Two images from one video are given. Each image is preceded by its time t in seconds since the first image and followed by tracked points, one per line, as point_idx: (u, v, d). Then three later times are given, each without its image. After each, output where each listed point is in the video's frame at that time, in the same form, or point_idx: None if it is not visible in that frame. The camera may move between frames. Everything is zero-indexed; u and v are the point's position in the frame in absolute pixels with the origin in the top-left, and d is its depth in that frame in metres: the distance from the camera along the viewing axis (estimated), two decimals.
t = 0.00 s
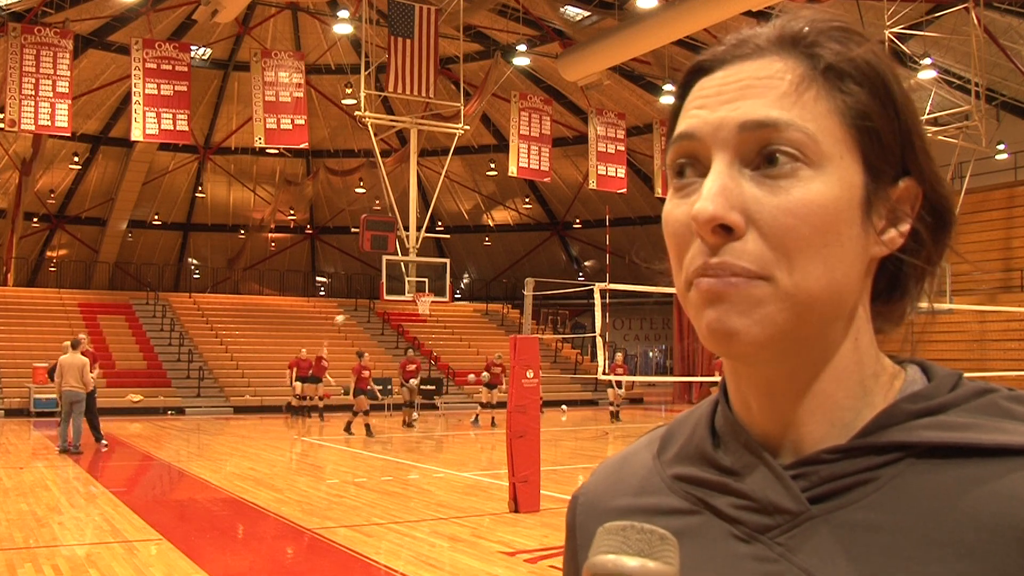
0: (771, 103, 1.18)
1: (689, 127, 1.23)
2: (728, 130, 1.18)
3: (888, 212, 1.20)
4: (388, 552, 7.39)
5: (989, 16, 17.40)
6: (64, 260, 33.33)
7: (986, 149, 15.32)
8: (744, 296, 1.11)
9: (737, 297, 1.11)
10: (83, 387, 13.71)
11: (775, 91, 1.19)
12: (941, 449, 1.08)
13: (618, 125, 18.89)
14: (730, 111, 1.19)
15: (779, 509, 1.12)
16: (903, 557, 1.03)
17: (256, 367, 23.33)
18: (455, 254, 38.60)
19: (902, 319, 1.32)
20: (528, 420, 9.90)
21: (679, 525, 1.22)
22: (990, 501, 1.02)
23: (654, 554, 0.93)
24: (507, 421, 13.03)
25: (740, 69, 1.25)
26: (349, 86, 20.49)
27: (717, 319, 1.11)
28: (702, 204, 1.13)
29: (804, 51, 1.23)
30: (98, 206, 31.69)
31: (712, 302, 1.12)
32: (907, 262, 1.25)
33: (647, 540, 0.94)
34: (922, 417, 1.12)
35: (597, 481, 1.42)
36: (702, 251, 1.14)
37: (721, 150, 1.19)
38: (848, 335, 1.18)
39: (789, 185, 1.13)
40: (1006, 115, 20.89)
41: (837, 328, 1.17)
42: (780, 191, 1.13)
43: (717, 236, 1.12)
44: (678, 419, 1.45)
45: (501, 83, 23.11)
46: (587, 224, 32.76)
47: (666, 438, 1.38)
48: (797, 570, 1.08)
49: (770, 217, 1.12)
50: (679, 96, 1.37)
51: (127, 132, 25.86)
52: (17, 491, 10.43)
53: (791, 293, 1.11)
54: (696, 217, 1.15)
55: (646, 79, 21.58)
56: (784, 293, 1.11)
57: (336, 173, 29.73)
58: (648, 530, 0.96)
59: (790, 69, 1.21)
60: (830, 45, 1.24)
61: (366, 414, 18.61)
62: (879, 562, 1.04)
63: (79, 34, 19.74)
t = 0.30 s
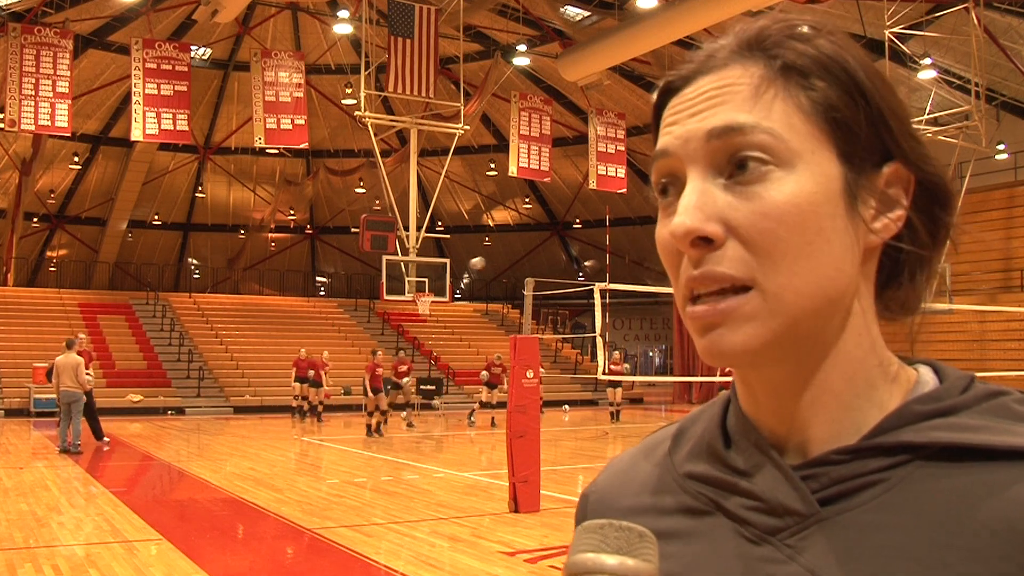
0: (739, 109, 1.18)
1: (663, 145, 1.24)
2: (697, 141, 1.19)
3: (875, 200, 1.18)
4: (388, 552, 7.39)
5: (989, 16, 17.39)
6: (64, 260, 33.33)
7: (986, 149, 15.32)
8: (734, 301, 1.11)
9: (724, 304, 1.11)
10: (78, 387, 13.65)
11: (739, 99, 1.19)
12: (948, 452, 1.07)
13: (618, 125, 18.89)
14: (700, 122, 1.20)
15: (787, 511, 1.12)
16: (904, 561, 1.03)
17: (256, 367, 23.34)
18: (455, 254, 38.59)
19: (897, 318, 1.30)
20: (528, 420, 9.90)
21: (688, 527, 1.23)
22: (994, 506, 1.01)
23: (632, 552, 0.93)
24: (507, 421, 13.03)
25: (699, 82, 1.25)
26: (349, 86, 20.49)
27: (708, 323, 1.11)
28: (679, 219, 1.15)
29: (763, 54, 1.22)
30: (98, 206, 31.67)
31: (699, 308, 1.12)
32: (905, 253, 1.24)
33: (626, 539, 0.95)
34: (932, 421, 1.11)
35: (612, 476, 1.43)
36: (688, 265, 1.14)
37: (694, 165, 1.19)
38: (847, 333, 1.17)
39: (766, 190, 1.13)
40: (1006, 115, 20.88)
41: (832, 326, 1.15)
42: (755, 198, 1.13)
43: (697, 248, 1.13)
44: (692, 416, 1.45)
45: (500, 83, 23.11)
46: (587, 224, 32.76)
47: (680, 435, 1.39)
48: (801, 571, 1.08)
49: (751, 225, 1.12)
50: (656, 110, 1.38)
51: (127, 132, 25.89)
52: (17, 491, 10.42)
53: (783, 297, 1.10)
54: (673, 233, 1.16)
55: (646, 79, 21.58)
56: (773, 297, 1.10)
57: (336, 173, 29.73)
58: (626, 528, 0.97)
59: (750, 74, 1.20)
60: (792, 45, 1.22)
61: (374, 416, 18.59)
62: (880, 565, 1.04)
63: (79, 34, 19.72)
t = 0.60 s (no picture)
0: (781, 97, 1.14)
1: (694, 130, 1.19)
2: (740, 129, 1.14)
3: (904, 199, 1.16)
4: (388, 552, 7.39)
5: (989, 16, 17.38)
6: (64, 260, 33.34)
7: (986, 149, 15.31)
8: (774, 297, 1.07)
9: (760, 299, 1.07)
10: (76, 385, 13.61)
11: (782, 87, 1.14)
12: (966, 460, 1.05)
13: (618, 124, 18.89)
14: (741, 110, 1.15)
15: (801, 516, 1.11)
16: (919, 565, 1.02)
17: (256, 367, 23.34)
18: (455, 254, 38.58)
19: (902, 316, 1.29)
20: (528, 421, 9.89)
21: (697, 528, 1.21)
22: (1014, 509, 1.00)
23: (626, 542, 0.93)
24: (507, 421, 13.03)
25: (743, 65, 1.20)
26: (349, 86, 20.50)
27: (747, 321, 1.07)
28: (724, 211, 1.09)
29: (803, 44, 1.18)
30: (98, 206, 31.64)
31: (738, 303, 1.08)
32: (926, 247, 1.23)
33: (620, 528, 0.95)
34: (950, 428, 1.09)
35: (613, 471, 1.42)
36: (726, 260, 1.10)
37: (734, 153, 1.15)
38: (877, 335, 1.14)
39: (809, 184, 1.10)
40: (1007, 115, 20.86)
41: (865, 326, 1.12)
42: (801, 191, 1.09)
43: (742, 243, 1.08)
44: (698, 412, 1.44)
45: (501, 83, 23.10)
46: (587, 224, 32.76)
47: (685, 432, 1.38)
48: None
49: (796, 218, 1.08)
50: (675, 101, 1.33)
51: (127, 133, 25.91)
52: (17, 490, 10.42)
53: (826, 293, 1.06)
54: (717, 222, 1.11)
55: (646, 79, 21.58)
56: (815, 293, 1.06)
57: (336, 173, 29.74)
58: (621, 517, 0.96)
59: (793, 63, 1.16)
60: (826, 35, 1.19)
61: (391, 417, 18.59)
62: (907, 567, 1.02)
63: (79, 34, 19.70)
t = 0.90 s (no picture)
0: (800, 92, 1.13)
1: (710, 124, 1.18)
2: (761, 124, 1.13)
3: (915, 199, 1.17)
4: (388, 552, 7.39)
5: (989, 16, 17.37)
6: (64, 260, 33.32)
7: (986, 149, 15.31)
8: (789, 298, 1.06)
9: (772, 299, 1.06)
10: (71, 385, 13.58)
11: (802, 81, 1.14)
12: (975, 465, 1.05)
13: (618, 124, 18.90)
14: (758, 105, 1.14)
15: (803, 519, 1.11)
16: (929, 564, 1.02)
17: (256, 367, 23.35)
18: (455, 254, 38.57)
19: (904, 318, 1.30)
20: (528, 420, 9.90)
21: (699, 529, 1.21)
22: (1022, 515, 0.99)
23: (599, 547, 0.93)
24: (507, 421, 13.04)
25: (766, 54, 1.19)
26: (349, 86, 20.49)
27: (762, 322, 1.07)
28: (747, 205, 1.08)
29: (823, 39, 1.18)
30: (98, 206, 31.62)
31: (755, 302, 1.06)
32: (934, 248, 1.24)
33: (595, 533, 0.94)
34: (957, 431, 1.09)
35: (608, 473, 1.42)
36: (742, 255, 1.09)
37: (753, 147, 1.14)
38: (887, 338, 1.14)
39: (833, 180, 1.09)
40: (1006, 115, 20.90)
41: (875, 329, 1.11)
42: (824, 186, 1.09)
43: (763, 238, 1.07)
44: (695, 413, 1.45)
45: (501, 84, 23.15)
46: (587, 223, 32.75)
47: (681, 432, 1.39)
48: None
49: (816, 214, 1.07)
50: (683, 97, 1.32)
51: (127, 133, 25.91)
52: (17, 490, 10.42)
53: (840, 294, 1.06)
54: (734, 217, 1.10)
55: (646, 79, 21.59)
56: (831, 293, 1.06)
57: (336, 173, 29.73)
58: (595, 521, 0.96)
59: (813, 57, 1.16)
60: (844, 28, 1.20)
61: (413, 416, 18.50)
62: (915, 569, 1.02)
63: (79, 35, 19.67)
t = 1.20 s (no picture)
0: (726, 103, 1.14)
1: (651, 146, 1.20)
2: (683, 142, 1.15)
3: (873, 198, 1.15)
4: (388, 552, 7.39)
5: (989, 16, 17.37)
6: (64, 260, 33.31)
7: (986, 149, 15.30)
8: (722, 304, 1.06)
9: (701, 305, 1.06)
10: (69, 383, 13.62)
11: (727, 92, 1.15)
12: (976, 467, 1.05)
13: (618, 125, 18.89)
14: (684, 122, 1.16)
15: (811, 521, 1.11)
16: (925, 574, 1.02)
17: (256, 367, 23.35)
18: (455, 254, 38.56)
19: (913, 329, 1.30)
20: (528, 421, 9.90)
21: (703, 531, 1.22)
22: None
23: (618, 543, 0.92)
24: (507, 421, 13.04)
25: (686, 81, 1.23)
26: (350, 86, 20.48)
27: (695, 328, 1.07)
28: (670, 218, 1.09)
29: (746, 49, 1.19)
30: (98, 206, 31.61)
31: (685, 309, 1.07)
32: (906, 247, 1.22)
33: (612, 529, 0.93)
34: (964, 435, 1.09)
35: (618, 473, 1.44)
36: (676, 266, 1.10)
37: (681, 162, 1.15)
38: (848, 340, 1.13)
39: (754, 183, 1.09)
40: (1006, 115, 20.88)
41: (832, 329, 1.10)
42: (746, 191, 1.09)
43: (688, 250, 1.08)
44: (702, 415, 1.45)
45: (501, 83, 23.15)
46: (587, 223, 32.74)
47: (689, 433, 1.39)
48: None
49: (737, 223, 1.07)
50: (651, 98, 1.33)
51: (127, 132, 25.91)
52: (17, 491, 10.42)
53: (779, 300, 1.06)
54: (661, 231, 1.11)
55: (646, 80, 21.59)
56: (765, 297, 1.05)
57: (336, 173, 29.72)
58: (616, 518, 0.94)
59: (734, 70, 1.17)
60: (777, 39, 1.19)
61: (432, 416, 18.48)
62: None
63: (79, 34, 19.65)
